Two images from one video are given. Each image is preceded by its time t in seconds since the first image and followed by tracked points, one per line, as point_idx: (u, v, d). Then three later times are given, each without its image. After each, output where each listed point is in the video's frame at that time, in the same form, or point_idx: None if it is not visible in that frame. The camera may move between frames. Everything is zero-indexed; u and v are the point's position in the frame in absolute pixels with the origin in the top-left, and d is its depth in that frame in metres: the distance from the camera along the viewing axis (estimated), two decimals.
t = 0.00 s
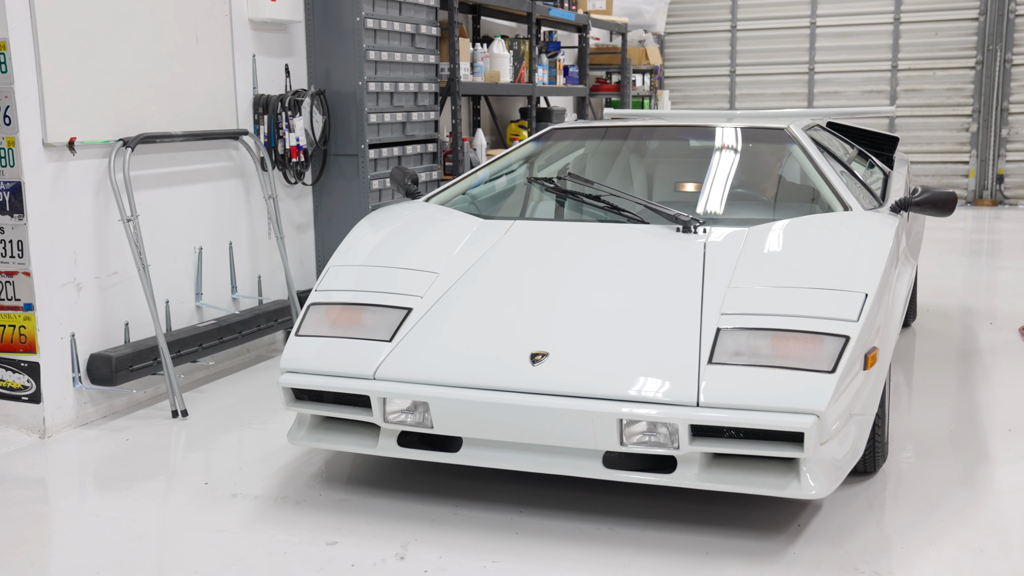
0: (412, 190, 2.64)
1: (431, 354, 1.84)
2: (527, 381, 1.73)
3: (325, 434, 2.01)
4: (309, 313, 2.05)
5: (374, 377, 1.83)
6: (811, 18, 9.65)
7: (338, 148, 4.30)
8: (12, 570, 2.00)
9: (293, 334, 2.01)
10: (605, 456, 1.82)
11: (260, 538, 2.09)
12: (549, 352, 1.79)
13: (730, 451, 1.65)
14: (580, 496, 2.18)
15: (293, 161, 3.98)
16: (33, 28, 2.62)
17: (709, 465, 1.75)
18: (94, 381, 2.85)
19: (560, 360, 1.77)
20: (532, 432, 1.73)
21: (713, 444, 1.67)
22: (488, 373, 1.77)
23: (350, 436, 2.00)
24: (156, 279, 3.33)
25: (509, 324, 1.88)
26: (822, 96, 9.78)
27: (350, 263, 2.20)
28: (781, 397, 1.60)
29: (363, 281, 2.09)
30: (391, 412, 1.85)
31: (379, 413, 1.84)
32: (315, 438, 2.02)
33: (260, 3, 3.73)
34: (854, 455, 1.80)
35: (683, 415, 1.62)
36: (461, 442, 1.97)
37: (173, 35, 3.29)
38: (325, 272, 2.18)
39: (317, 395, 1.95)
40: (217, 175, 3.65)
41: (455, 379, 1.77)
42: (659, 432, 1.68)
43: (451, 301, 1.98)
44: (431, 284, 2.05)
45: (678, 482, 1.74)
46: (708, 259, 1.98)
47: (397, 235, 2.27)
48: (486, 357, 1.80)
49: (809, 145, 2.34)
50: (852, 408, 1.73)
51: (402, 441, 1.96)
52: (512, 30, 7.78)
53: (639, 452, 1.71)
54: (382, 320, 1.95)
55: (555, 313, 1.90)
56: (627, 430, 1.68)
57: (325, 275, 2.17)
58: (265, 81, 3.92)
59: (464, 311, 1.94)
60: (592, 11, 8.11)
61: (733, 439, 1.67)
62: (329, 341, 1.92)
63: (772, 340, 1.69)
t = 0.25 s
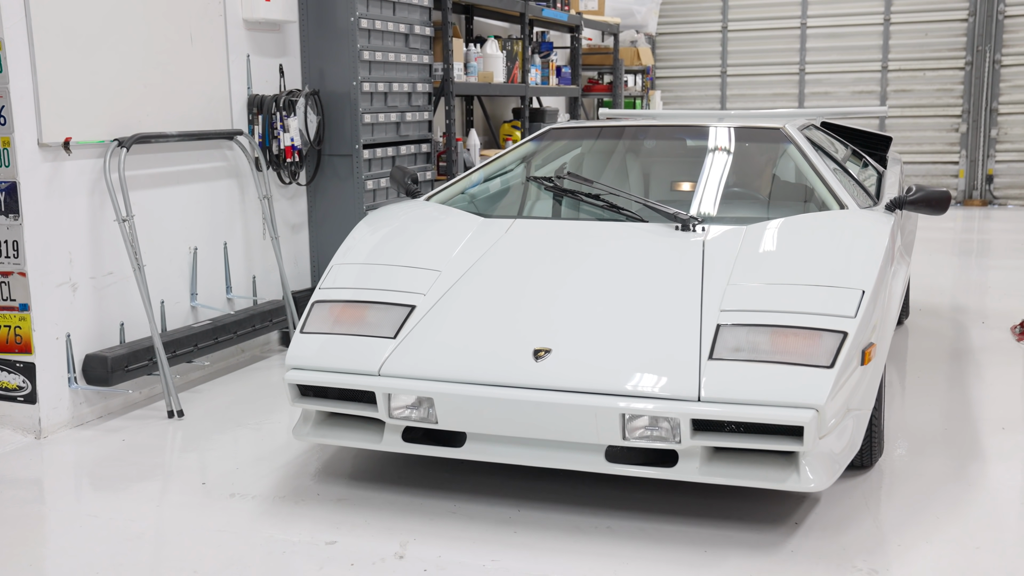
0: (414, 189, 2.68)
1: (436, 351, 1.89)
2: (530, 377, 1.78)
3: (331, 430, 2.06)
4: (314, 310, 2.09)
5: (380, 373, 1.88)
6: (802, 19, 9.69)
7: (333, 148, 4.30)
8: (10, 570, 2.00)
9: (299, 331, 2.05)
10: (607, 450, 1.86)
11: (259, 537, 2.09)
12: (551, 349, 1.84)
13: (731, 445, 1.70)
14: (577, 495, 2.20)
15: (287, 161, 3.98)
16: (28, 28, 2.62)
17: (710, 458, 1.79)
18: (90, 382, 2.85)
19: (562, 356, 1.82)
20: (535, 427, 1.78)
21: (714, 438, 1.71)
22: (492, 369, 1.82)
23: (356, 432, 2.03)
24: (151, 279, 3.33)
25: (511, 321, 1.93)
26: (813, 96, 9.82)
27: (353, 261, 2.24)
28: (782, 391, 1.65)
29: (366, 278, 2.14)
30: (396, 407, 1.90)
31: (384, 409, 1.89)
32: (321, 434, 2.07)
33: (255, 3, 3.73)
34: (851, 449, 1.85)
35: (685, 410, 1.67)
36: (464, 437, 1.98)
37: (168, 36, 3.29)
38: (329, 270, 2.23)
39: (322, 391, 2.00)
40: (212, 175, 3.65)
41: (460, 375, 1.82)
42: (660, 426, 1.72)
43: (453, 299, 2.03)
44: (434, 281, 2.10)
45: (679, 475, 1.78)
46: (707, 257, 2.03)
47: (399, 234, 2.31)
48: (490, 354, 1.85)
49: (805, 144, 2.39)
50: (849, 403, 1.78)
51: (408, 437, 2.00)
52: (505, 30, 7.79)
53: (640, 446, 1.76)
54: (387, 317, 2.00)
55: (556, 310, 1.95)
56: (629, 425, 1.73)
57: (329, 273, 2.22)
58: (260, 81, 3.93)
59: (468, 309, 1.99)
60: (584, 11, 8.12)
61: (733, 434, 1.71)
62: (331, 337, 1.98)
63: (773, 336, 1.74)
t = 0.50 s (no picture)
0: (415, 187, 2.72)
1: (442, 347, 1.91)
2: (535, 372, 1.80)
3: (337, 426, 2.08)
4: (320, 308, 2.11)
5: (387, 370, 1.89)
6: (793, 19, 9.73)
7: (328, 148, 4.30)
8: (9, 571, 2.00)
9: (305, 328, 2.07)
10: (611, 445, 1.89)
11: (259, 537, 2.09)
12: (556, 345, 1.86)
13: (734, 439, 1.73)
14: (577, 494, 2.21)
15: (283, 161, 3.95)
16: (24, 28, 2.62)
17: (713, 452, 1.82)
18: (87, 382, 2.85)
19: (567, 351, 1.84)
20: (540, 422, 1.80)
21: (718, 432, 1.75)
22: (498, 365, 1.84)
23: (363, 427, 2.06)
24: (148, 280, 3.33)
25: (516, 317, 1.96)
26: (805, 97, 9.87)
27: (357, 259, 2.26)
28: (782, 388, 1.67)
29: (371, 276, 2.16)
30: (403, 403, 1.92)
31: (391, 404, 1.91)
32: (327, 430, 2.09)
33: (250, 3, 3.73)
34: (851, 442, 1.88)
35: (688, 404, 1.69)
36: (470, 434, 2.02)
37: (164, 36, 3.29)
38: (334, 269, 2.25)
39: (329, 386, 2.01)
40: (208, 176, 3.65)
41: (465, 371, 1.84)
42: (664, 420, 1.74)
43: (457, 296, 2.05)
44: (438, 279, 2.12)
45: (682, 469, 1.81)
46: (708, 254, 2.07)
47: (403, 233, 2.33)
48: (495, 350, 1.87)
49: (802, 144, 2.42)
50: (849, 397, 1.80)
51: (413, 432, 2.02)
52: (498, 31, 7.80)
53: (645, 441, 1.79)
54: (392, 314, 2.02)
55: (560, 307, 1.97)
56: (634, 420, 1.75)
57: (334, 272, 2.24)
58: (255, 81, 3.92)
59: (472, 306, 2.01)
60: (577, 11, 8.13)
61: (737, 427, 1.75)
62: (333, 334, 2.00)
63: (773, 332, 1.76)
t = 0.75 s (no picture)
0: (417, 187, 2.78)
1: (447, 344, 1.96)
2: (539, 368, 1.86)
3: (345, 422, 2.13)
4: (327, 304, 2.16)
5: (394, 365, 1.95)
6: (785, 19, 9.76)
7: (325, 148, 4.31)
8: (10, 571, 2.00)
9: (313, 325, 2.12)
10: (615, 438, 1.96)
11: (260, 537, 2.10)
12: (560, 341, 1.92)
13: (736, 432, 1.79)
14: (576, 494, 2.23)
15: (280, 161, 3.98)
16: (22, 28, 2.62)
17: (715, 446, 1.88)
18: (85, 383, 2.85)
19: (571, 347, 1.89)
20: (544, 417, 1.86)
21: (722, 426, 1.80)
22: (502, 360, 1.89)
23: (370, 423, 2.11)
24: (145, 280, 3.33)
25: (520, 314, 2.01)
26: (797, 97, 9.90)
27: (363, 257, 2.31)
28: (782, 382, 1.73)
29: (377, 274, 2.21)
30: (410, 398, 1.98)
31: (398, 400, 1.98)
32: (335, 425, 2.14)
33: (246, 4, 3.73)
34: (850, 435, 1.93)
35: (690, 398, 1.75)
36: (476, 428, 2.09)
37: (161, 37, 3.29)
38: (341, 266, 2.30)
39: (335, 382, 2.06)
40: (205, 176, 3.65)
41: (471, 367, 1.89)
42: (668, 415, 1.82)
43: (462, 293, 2.11)
44: (443, 277, 2.17)
45: (685, 462, 1.86)
46: (709, 252, 2.13)
47: (407, 231, 2.38)
48: (501, 346, 1.93)
49: (798, 144, 2.47)
50: (847, 392, 1.87)
51: (420, 428, 2.07)
52: (492, 31, 7.80)
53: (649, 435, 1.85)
54: (398, 312, 2.08)
55: (563, 304, 2.03)
56: (637, 414, 1.81)
57: (341, 269, 2.30)
58: (252, 81, 3.93)
59: (477, 303, 2.07)
60: (570, 11, 8.14)
61: (739, 421, 1.81)
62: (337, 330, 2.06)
63: (773, 328, 1.82)
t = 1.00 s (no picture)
0: (421, 188, 2.85)
1: (454, 341, 2.01)
2: (546, 364, 1.91)
3: (353, 417, 2.18)
4: (334, 302, 2.21)
5: (401, 362, 1.99)
6: (777, 20, 9.80)
7: (321, 149, 4.31)
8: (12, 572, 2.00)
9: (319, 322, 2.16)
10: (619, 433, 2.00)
11: (262, 536, 2.11)
12: (565, 338, 1.97)
13: (739, 426, 1.85)
14: (576, 493, 2.24)
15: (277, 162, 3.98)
16: (21, 29, 2.62)
17: (718, 439, 1.94)
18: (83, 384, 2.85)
19: (576, 344, 1.95)
20: (550, 412, 1.91)
21: (724, 420, 1.87)
22: (509, 357, 1.95)
23: (378, 418, 2.16)
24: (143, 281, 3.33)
25: (525, 312, 2.07)
26: (788, 97, 9.94)
27: (368, 255, 2.36)
28: (786, 374, 1.80)
29: (383, 272, 2.25)
30: (417, 394, 2.01)
31: (405, 395, 2.01)
32: (343, 420, 2.19)
33: (243, 4, 3.73)
34: (848, 429, 2.00)
35: (693, 393, 1.81)
36: (482, 423, 2.13)
37: (159, 38, 3.29)
38: (346, 265, 2.35)
39: (342, 378, 2.11)
40: (202, 177, 3.65)
41: (479, 363, 1.95)
42: (672, 410, 1.86)
43: (467, 291, 2.17)
44: (448, 275, 2.23)
45: (689, 456, 1.92)
46: (708, 250, 2.20)
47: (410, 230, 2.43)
48: (507, 343, 1.98)
49: (797, 145, 2.56)
50: (846, 387, 1.93)
51: (427, 422, 2.13)
52: (486, 32, 7.80)
53: (652, 429, 1.90)
54: (404, 309, 2.13)
55: (566, 301, 2.09)
56: (642, 409, 1.86)
57: (346, 268, 2.34)
58: (248, 82, 3.92)
59: (482, 300, 2.13)
60: (563, 12, 8.15)
61: (741, 415, 1.88)
62: (342, 327, 2.10)
63: (774, 325, 1.89)
